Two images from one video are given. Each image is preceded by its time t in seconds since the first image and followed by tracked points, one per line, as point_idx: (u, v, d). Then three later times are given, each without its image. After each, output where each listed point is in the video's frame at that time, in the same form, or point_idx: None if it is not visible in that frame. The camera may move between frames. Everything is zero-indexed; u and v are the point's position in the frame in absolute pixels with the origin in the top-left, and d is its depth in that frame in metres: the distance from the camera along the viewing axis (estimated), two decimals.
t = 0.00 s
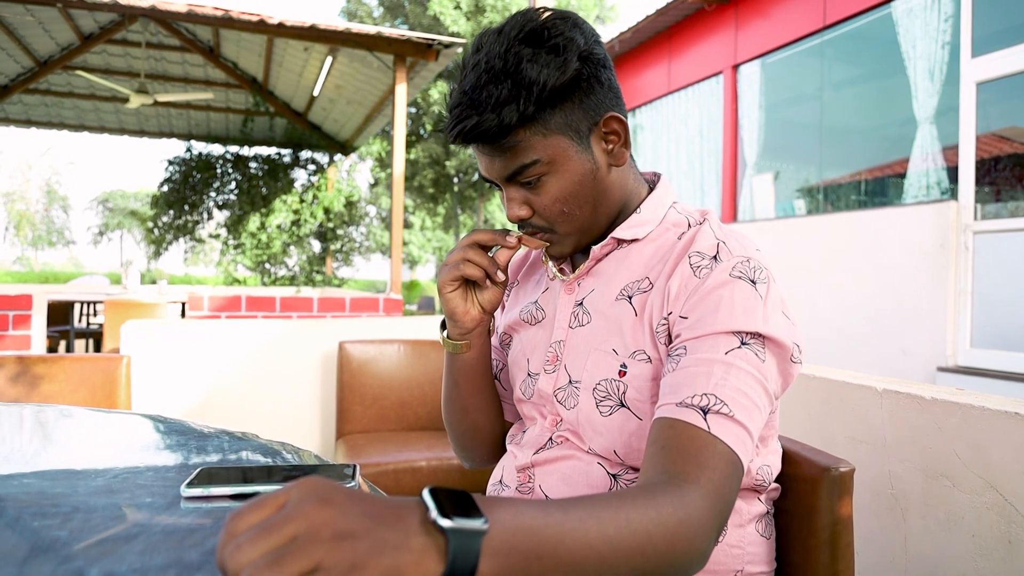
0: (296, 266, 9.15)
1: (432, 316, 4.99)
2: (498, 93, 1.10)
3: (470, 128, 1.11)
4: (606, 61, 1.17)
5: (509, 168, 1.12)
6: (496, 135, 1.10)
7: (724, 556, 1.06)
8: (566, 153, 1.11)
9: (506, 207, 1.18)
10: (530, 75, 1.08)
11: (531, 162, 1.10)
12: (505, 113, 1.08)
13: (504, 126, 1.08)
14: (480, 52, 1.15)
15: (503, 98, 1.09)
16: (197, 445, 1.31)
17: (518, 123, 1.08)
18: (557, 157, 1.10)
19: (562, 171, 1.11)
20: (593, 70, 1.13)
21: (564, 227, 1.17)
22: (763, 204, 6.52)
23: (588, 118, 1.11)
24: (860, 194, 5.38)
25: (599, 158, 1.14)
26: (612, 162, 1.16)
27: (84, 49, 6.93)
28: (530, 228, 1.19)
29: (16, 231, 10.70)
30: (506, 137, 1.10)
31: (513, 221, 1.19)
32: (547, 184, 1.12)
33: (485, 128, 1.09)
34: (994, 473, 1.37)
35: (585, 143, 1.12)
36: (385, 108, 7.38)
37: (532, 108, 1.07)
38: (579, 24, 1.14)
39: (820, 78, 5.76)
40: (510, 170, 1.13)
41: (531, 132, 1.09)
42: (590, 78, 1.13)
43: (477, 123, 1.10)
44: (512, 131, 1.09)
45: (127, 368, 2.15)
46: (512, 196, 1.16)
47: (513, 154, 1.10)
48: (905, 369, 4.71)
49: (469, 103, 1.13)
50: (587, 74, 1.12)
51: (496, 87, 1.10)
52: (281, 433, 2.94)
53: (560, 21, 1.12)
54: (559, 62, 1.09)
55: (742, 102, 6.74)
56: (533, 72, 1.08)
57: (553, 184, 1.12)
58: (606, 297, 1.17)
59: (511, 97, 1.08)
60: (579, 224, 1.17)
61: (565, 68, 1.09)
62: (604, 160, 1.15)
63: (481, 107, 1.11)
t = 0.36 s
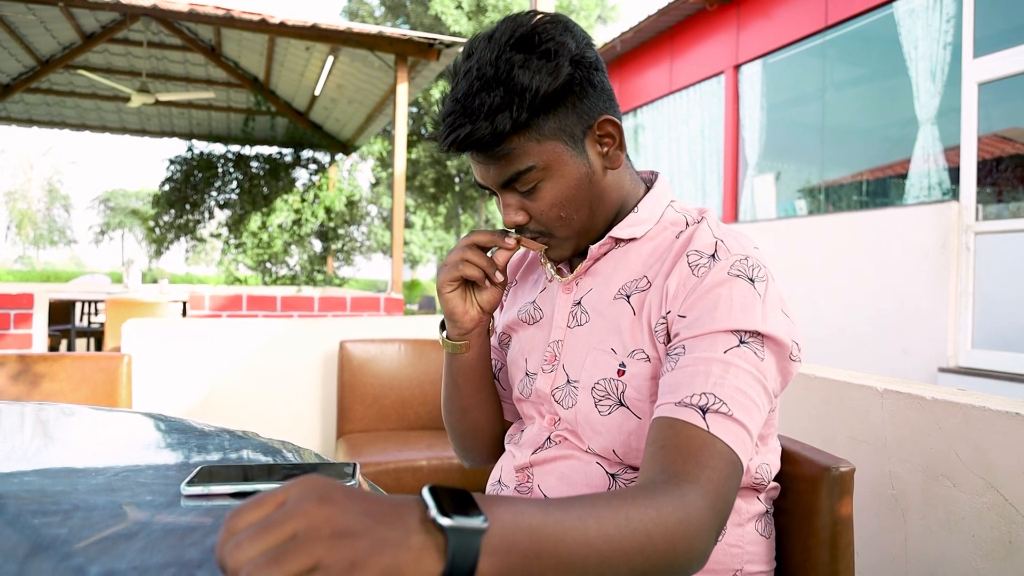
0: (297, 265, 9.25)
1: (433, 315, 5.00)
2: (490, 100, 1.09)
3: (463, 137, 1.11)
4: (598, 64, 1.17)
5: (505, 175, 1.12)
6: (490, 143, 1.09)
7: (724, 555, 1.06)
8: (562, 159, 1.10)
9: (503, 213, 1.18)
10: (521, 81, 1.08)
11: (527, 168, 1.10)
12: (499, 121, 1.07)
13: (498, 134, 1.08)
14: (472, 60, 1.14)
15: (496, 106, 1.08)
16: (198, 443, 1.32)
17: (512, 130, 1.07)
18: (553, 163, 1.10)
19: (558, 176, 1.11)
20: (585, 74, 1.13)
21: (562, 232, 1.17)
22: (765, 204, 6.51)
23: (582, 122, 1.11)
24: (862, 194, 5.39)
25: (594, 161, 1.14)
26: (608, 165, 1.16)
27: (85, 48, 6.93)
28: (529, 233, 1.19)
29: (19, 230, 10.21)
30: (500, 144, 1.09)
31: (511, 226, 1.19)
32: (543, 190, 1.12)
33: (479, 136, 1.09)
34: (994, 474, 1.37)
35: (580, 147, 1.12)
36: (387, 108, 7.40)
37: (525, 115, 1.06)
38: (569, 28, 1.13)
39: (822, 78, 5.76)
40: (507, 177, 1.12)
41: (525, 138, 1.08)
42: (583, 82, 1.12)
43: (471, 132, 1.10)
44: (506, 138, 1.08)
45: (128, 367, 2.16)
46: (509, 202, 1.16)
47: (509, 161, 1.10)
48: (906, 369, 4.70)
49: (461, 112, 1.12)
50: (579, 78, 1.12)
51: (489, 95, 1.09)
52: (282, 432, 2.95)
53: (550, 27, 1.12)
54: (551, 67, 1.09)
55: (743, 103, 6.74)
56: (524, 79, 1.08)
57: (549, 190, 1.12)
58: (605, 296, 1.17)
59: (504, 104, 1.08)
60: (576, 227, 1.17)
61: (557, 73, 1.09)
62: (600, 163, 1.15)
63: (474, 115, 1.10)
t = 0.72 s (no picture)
0: (297, 263, 9.56)
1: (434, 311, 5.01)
2: (484, 115, 1.09)
3: (464, 157, 1.11)
4: (586, 60, 1.16)
5: (510, 186, 1.12)
6: (490, 159, 1.09)
7: (726, 548, 1.06)
8: (564, 162, 1.10)
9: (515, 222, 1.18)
10: (511, 92, 1.07)
11: (531, 176, 1.10)
12: (496, 137, 1.07)
13: (497, 148, 1.07)
14: (461, 75, 1.14)
15: (490, 122, 1.08)
16: (200, 441, 1.32)
17: (511, 143, 1.07)
18: (557, 167, 1.09)
19: (562, 178, 1.10)
20: (574, 73, 1.12)
21: (575, 231, 1.17)
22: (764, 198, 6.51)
23: (578, 121, 1.10)
24: (862, 186, 5.38)
25: (596, 157, 1.13)
26: (609, 158, 1.15)
27: (84, 47, 6.92)
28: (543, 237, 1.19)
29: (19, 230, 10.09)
30: (501, 158, 1.09)
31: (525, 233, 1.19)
32: (550, 195, 1.12)
33: (479, 155, 1.09)
34: (996, 465, 1.37)
35: (580, 146, 1.10)
36: (386, 105, 7.40)
37: (520, 126, 1.06)
38: (552, 30, 1.12)
39: (821, 71, 5.75)
40: (513, 188, 1.12)
41: (524, 148, 1.08)
42: (573, 82, 1.11)
43: (471, 150, 1.10)
44: (505, 152, 1.08)
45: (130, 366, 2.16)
46: (518, 210, 1.15)
47: (511, 173, 1.10)
48: (907, 362, 4.71)
49: (458, 131, 1.12)
50: (568, 79, 1.11)
51: (482, 111, 1.09)
52: (283, 430, 2.95)
53: (532, 32, 1.11)
54: (539, 73, 1.08)
55: (742, 96, 6.72)
56: (514, 89, 1.07)
57: (556, 194, 1.12)
58: (607, 290, 1.17)
59: (498, 119, 1.07)
60: (587, 225, 1.17)
61: (546, 79, 1.08)
62: (602, 157, 1.13)
63: (471, 133, 1.10)
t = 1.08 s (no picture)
0: (297, 263, 9.61)
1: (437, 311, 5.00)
2: (454, 164, 1.05)
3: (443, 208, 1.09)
4: (550, 79, 1.10)
5: (496, 224, 1.12)
6: (469, 206, 1.07)
7: (726, 549, 1.06)
8: (545, 195, 1.08)
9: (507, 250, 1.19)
10: (479, 138, 1.03)
11: (515, 215, 1.09)
12: (472, 185, 1.05)
13: (475, 195, 1.05)
14: (423, 121, 1.09)
15: (462, 170, 1.05)
16: (200, 440, 1.32)
17: (487, 189, 1.05)
18: (538, 200, 1.08)
19: (546, 209, 1.09)
20: (540, 100, 1.07)
21: (567, 253, 1.17)
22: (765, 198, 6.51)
23: (553, 151, 1.07)
24: (862, 187, 5.38)
25: (576, 182, 1.10)
26: (590, 178, 1.11)
27: (85, 46, 6.92)
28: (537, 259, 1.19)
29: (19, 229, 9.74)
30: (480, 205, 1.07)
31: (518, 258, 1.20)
32: (537, 226, 1.11)
33: (457, 205, 1.07)
34: (997, 466, 1.37)
35: (559, 175, 1.08)
36: (387, 104, 7.40)
37: (495, 172, 1.03)
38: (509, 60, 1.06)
39: (823, 72, 5.75)
40: (498, 226, 1.12)
41: (502, 192, 1.06)
42: (541, 111, 1.07)
43: (449, 200, 1.08)
44: (483, 198, 1.06)
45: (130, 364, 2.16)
46: (507, 242, 1.16)
47: (495, 214, 1.09)
48: (907, 362, 4.71)
49: (431, 180, 1.09)
50: (534, 111, 1.06)
51: (451, 161, 1.06)
52: (284, 429, 2.95)
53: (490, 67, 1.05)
54: (503, 112, 1.03)
55: (743, 97, 6.71)
56: (481, 135, 1.03)
57: (542, 225, 1.11)
58: (603, 293, 1.17)
59: (470, 167, 1.04)
60: (578, 245, 1.16)
61: (511, 119, 1.03)
62: (582, 180, 1.11)
63: (445, 181, 1.08)
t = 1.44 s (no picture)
0: (299, 261, 9.62)
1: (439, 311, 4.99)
2: (452, 168, 1.07)
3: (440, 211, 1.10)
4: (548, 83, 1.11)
5: (494, 227, 1.12)
6: (466, 208, 1.08)
7: (728, 550, 1.06)
8: (542, 197, 1.08)
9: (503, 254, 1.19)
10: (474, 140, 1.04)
11: (512, 217, 1.09)
12: (469, 187, 1.06)
13: (472, 198, 1.07)
14: (423, 125, 1.11)
15: (459, 173, 1.06)
16: (201, 439, 1.32)
17: (484, 191, 1.06)
18: (536, 203, 1.08)
19: (543, 213, 1.10)
20: (537, 103, 1.08)
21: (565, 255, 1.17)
22: (767, 198, 6.50)
23: (550, 153, 1.07)
24: (864, 187, 5.38)
25: (574, 184, 1.11)
26: (588, 181, 1.11)
27: (88, 44, 6.93)
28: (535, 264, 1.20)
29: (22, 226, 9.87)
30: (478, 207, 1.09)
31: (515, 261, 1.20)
32: (534, 228, 1.12)
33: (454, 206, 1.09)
34: (999, 468, 1.37)
35: (556, 178, 1.08)
36: (389, 103, 7.39)
37: (491, 174, 1.04)
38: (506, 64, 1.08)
39: (825, 72, 5.74)
40: (496, 229, 1.13)
41: (499, 194, 1.07)
42: (538, 114, 1.07)
43: (447, 203, 1.09)
44: (480, 201, 1.07)
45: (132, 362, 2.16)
46: (506, 244, 1.16)
47: (492, 217, 1.10)
48: (908, 362, 4.70)
49: (430, 183, 1.11)
50: (532, 113, 1.07)
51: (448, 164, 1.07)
52: (285, 428, 2.96)
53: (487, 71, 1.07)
54: (499, 115, 1.04)
55: (745, 97, 6.71)
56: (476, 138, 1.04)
57: (539, 227, 1.11)
58: (604, 297, 1.17)
59: (466, 169, 1.06)
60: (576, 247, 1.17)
61: (509, 121, 1.04)
62: (580, 182, 1.11)
63: (443, 184, 1.09)
